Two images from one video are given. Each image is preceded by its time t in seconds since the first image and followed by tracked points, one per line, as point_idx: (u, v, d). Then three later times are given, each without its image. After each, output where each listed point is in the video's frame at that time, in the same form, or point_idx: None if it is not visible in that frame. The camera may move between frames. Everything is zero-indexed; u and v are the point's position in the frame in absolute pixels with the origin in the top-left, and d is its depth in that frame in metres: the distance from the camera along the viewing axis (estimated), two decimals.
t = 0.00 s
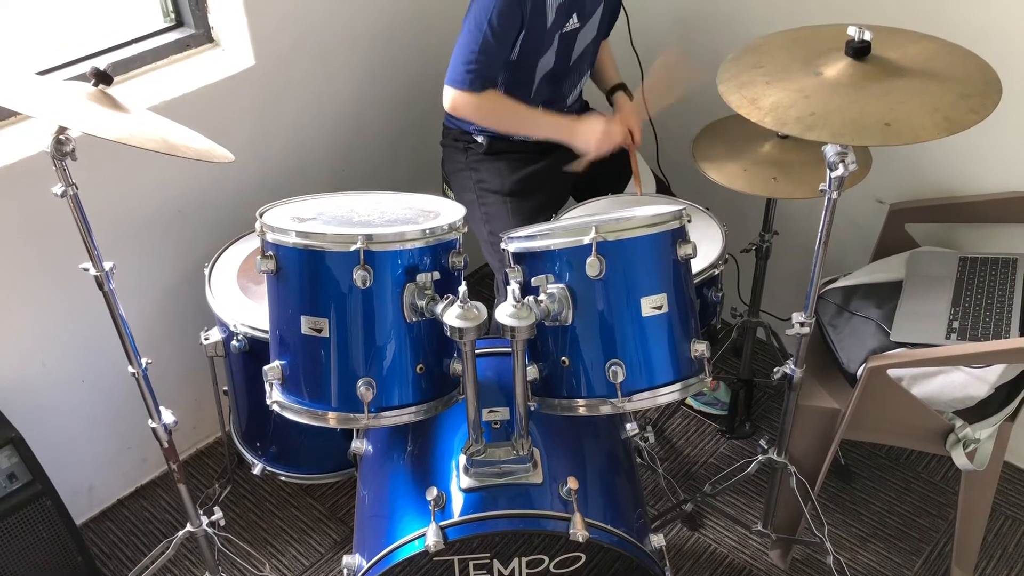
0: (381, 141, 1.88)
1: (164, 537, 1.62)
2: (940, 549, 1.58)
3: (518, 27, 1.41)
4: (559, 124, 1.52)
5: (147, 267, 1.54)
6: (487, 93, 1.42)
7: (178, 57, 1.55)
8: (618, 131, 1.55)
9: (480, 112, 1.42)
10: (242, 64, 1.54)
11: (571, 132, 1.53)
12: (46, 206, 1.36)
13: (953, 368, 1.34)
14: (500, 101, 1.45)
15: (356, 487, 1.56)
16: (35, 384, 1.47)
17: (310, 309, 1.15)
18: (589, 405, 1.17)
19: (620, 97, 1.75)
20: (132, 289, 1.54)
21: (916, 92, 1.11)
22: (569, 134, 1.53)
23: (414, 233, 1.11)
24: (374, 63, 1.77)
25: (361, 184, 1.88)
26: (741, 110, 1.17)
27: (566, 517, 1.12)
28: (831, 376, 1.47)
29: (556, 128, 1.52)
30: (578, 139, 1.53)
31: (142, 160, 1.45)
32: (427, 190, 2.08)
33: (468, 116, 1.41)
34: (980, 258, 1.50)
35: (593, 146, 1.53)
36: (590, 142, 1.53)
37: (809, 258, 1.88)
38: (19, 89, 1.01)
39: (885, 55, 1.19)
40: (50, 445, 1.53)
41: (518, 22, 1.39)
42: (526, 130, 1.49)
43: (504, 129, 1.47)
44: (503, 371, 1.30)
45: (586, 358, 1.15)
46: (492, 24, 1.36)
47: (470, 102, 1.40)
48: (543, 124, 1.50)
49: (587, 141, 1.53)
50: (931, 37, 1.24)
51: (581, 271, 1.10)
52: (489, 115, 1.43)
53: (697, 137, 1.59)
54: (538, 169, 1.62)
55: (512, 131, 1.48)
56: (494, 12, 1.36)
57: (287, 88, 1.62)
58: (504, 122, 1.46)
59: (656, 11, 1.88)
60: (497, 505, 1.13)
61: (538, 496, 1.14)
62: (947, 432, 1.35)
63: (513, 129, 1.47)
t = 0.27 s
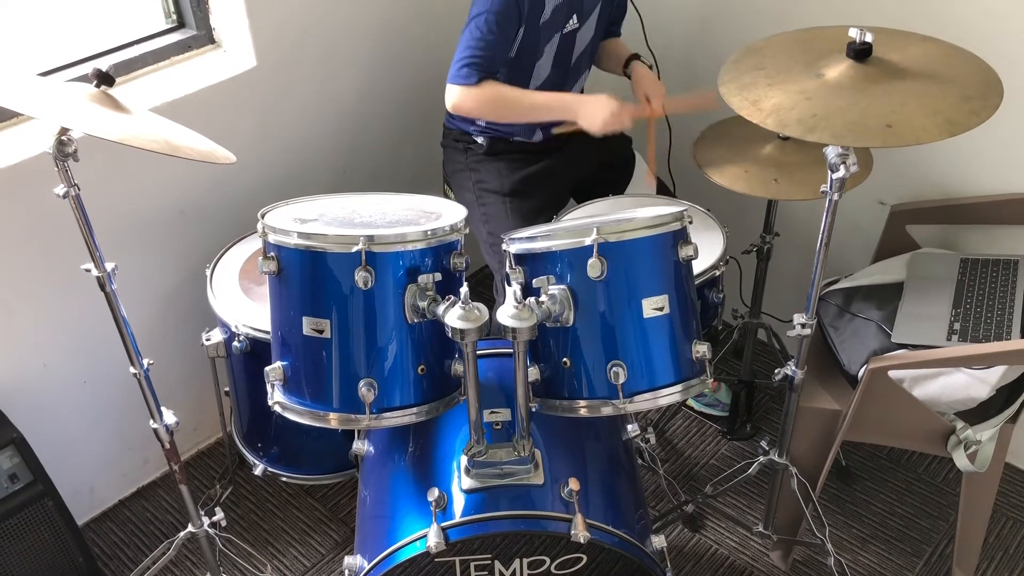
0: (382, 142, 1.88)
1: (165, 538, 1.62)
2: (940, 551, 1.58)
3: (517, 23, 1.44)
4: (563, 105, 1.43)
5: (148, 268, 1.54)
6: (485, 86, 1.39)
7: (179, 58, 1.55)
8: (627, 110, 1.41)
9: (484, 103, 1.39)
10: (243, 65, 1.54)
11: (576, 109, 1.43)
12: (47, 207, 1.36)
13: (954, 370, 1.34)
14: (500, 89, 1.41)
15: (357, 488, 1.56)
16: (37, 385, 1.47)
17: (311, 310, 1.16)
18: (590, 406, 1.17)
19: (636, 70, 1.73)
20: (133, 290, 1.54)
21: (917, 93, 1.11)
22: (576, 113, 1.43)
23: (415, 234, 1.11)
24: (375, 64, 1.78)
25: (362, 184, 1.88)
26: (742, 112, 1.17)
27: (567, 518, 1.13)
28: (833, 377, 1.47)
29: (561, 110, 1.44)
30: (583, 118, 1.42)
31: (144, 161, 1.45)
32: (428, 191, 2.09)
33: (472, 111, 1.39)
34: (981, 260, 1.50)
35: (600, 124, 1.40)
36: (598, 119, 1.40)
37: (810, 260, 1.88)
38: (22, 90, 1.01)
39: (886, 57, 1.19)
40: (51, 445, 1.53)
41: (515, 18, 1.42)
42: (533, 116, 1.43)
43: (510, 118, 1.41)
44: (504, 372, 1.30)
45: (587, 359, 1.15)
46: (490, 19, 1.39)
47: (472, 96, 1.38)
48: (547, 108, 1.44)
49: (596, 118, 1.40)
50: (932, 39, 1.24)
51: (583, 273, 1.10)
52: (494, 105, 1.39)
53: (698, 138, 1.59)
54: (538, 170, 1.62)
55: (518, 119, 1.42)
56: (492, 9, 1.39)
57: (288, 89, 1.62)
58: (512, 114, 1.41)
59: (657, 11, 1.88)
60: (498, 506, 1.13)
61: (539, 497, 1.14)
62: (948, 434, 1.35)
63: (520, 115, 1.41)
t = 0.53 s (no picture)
0: (382, 143, 1.88)
1: (165, 539, 1.62)
2: (941, 552, 1.58)
3: (518, 29, 1.43)
4: (563, 132, 1.48)
5: (149, 269, 1.54)
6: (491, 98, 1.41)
7: (180, 59, 1.55)
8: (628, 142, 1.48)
9: (487, 120, 1.42)
10: (245, 66, 1.54)
11: (575, 140, 1.49)
12: (48, 207, 1.36)
13: (955, 371, 1.34)
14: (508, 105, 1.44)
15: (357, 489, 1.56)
16: (37, 385, 1.47)
17: (313, 311, 1.16)
18: (591, 407, 1.17)
19: (624, 91, 1.75)
20: (134, 290, 1.54)
21: (918, 94, 1.11)
22: (575, 143, 1.49)
23: (417, 234, 1.11)
24: (377, 65, 1.78)
25: (363, 185, 1.88)
26: (744, 113, 1.17)
27: (568, 519, 1.12)
28: (833, 378, 1.47)
29: (561, 137, 1.49)
30: (582, 149, 1.49)
31: (145, 161, 1.45)
32: (429, 192, 2.09)
33: (474, 123, 1.42)
34: (982, 261, 1.50)
35: (601, 156, 1.47)
36: (598, 153, 1.47)
37: (811, 261, 1.88)
38: (24, 90, 1.01)
39: (887, 58, 1.19)
40: (52, 446, 1.53)
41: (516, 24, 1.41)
42: (534, 140, 1.48)
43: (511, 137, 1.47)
44: (505, 373, 1.30)
45: (588, 361, 1.15)
46: (491, 23, 1.38)
47: (476, 108, 1.41)
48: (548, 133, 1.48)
49: (595, 152, 1.47)
50: (933, 40, 1.24)
51: (584, 274, 1.10)
52: (497, 124, 1.43)
53: (699, 139, 1.59)
54: (539, 170, 1.62)
55: (519, 140, 1.48)
56: (493, 14, 1.38)
57: (290, 90, 1.62)
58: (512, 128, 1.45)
59: (657, 12, 1.88)
60: (499, 507, 1.13)
61: (540, 499, 1.14)
62: (949, 435, 1.35)
63: (520, 136, 1.47)
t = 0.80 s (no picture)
0: (383, 142, 1.88)
1: (166, 538, 1.62)
2: (942, 552, 1.58)
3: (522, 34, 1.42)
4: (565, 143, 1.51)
5: (150, 268, 1.54)
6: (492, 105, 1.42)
7: (181, 59, 1.55)
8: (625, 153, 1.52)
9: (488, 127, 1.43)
10: (245, 65, 1.54)
11: (576, 151, 1.52)
12: (48, 206, 1.36)
13: (956, 372, 1.34)
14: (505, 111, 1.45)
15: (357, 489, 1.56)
16: (38, 385, 1.47)
17: (313, 310, 1.15)
18: (592, 407, 1.17)
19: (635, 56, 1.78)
20: (134, 290, 1.54)
21: (919, 94, 1.11)
22: (577, 153, 1.52)
23: (418, 234, 1.11)
24: (378, 65, 1.78)
25: (364, 185, 1.88)
26: (745, 114, 1.17)
27: (568, 519, 1.12)
28: (834, 378, 1.47)
29: (562, 147, 1.51)
30: (582, 158, 1.52)
31: (146, 161, 1.45)
32: (429, 191, 2.09)
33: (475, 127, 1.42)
34: (983, 261, 1.50)
35: (598, 166, 1.51)
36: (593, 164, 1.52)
37: (812, 261, 1.88)
38: (25, 89, 1.01)
39: (888, 58, 1.19)
40: (52, 445, 1.53)
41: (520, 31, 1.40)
42: (534, 148, 1.50)
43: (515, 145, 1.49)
44: (506, 373, 1.30)
45: (589, 360, 1.15)
46: (494, 31, 1.37)
47: (478, 112, 1.41)
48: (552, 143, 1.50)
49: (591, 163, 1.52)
50: (935, 40, 1.24)
51: (585, 273, 1.10)
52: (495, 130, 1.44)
53: (699, 139, 1.59)
54: (540, 169, 1.62)
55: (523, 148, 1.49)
56: (496, 22, 1.37)
57: (291, 89, 1.62)
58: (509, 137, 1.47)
59: (658, 12, 1.88)
60: (500, 507, 1.13)
61: (541, 498, 1.14)
62: (950, 435, 1.35)
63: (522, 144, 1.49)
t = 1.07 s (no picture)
0: (384, 141, 1.88)
1: (166, 537, 1.62)
2: (941, 552, 1.58)
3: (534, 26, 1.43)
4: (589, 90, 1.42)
5: (150, 267, 1.54)
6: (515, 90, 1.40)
7: (182, 57, 1.55)
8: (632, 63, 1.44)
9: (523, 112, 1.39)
10: (246, 64, 1.54)
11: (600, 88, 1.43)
12: (49, 205, 1.36)
13: (956, 371, 1.34)
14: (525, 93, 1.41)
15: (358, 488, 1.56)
16: (38, 383, 1.47)
17: (314, 309, 1.16)
18: (592, 406, 1.18)
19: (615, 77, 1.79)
20: (135, 289, 1.54)
21: (919, 94, 1.11)
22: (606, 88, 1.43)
23: (419, 233, 1.11)
24: (379, 64, 1.78)
25: (364, 184, 1.88)
26: (746, 112, 1.17)
27: (568, 517, 1.13)
28: (834, 378, 1.47)
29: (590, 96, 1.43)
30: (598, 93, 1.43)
31: (147, 160, 1.46)
32: (430, 190, 2.09)
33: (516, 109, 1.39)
34: (983, 261, 1.50)
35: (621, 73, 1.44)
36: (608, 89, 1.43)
37: (812, 260, 1.88)
38: (27, 88, 1.01)
39: (889, 58, 1.19)
40: (53, 443, 1.53)
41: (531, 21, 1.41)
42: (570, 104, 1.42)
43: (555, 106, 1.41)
44: (506, 372, 1.30)
45: (589, 359, 1.15)
46: (508, 21, 1.38)
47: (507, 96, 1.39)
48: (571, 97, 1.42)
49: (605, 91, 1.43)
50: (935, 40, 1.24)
51: (586, 273, 1.10)
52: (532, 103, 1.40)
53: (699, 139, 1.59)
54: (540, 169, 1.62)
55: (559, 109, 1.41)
56: (509, 13, 1.38)
57: (292, 88, 1.62)
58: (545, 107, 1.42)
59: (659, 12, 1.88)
60: (500, 505, 1.13)
61: (541, 497, 1.14)
62: (950, 435, 1.35)
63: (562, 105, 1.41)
